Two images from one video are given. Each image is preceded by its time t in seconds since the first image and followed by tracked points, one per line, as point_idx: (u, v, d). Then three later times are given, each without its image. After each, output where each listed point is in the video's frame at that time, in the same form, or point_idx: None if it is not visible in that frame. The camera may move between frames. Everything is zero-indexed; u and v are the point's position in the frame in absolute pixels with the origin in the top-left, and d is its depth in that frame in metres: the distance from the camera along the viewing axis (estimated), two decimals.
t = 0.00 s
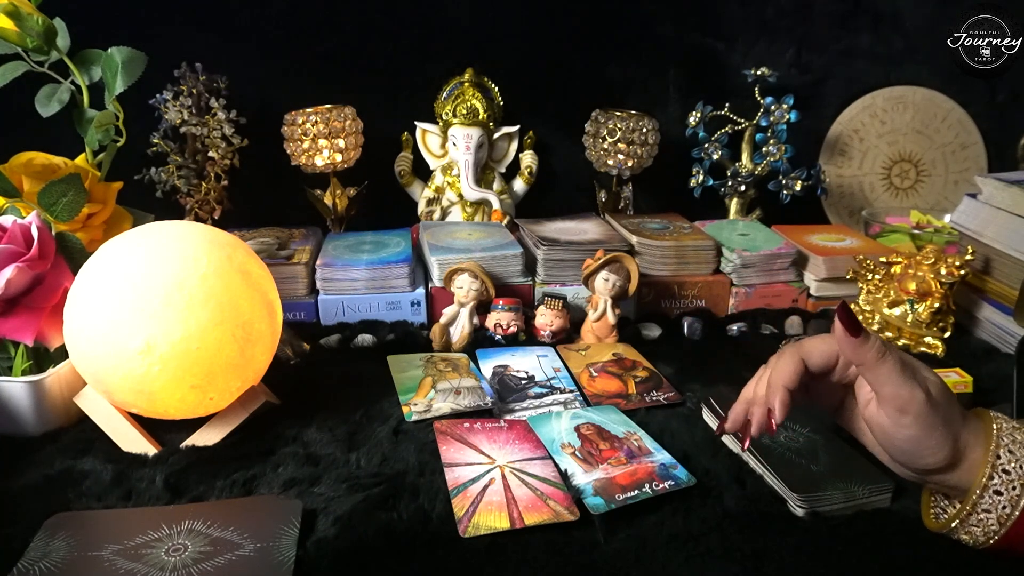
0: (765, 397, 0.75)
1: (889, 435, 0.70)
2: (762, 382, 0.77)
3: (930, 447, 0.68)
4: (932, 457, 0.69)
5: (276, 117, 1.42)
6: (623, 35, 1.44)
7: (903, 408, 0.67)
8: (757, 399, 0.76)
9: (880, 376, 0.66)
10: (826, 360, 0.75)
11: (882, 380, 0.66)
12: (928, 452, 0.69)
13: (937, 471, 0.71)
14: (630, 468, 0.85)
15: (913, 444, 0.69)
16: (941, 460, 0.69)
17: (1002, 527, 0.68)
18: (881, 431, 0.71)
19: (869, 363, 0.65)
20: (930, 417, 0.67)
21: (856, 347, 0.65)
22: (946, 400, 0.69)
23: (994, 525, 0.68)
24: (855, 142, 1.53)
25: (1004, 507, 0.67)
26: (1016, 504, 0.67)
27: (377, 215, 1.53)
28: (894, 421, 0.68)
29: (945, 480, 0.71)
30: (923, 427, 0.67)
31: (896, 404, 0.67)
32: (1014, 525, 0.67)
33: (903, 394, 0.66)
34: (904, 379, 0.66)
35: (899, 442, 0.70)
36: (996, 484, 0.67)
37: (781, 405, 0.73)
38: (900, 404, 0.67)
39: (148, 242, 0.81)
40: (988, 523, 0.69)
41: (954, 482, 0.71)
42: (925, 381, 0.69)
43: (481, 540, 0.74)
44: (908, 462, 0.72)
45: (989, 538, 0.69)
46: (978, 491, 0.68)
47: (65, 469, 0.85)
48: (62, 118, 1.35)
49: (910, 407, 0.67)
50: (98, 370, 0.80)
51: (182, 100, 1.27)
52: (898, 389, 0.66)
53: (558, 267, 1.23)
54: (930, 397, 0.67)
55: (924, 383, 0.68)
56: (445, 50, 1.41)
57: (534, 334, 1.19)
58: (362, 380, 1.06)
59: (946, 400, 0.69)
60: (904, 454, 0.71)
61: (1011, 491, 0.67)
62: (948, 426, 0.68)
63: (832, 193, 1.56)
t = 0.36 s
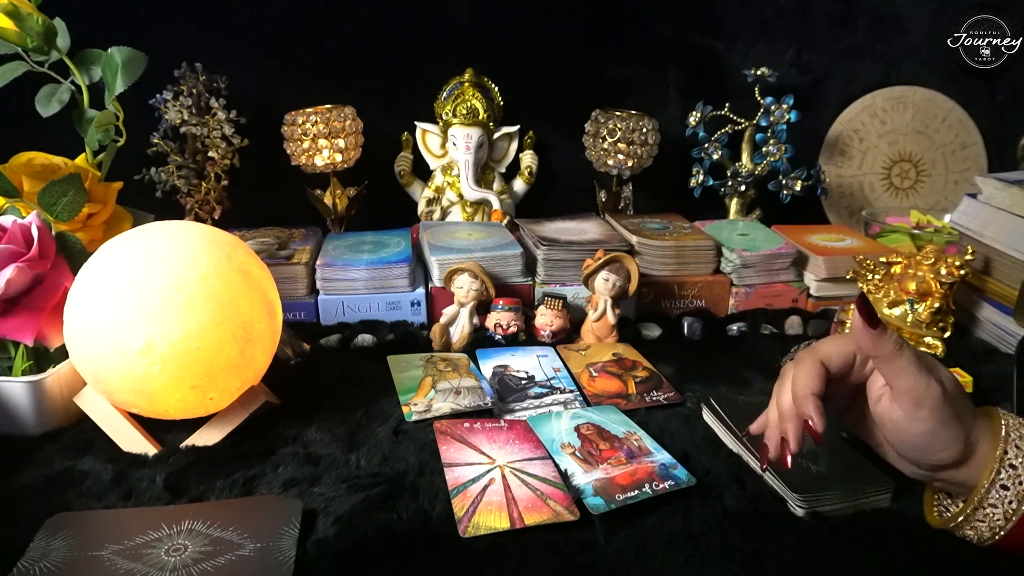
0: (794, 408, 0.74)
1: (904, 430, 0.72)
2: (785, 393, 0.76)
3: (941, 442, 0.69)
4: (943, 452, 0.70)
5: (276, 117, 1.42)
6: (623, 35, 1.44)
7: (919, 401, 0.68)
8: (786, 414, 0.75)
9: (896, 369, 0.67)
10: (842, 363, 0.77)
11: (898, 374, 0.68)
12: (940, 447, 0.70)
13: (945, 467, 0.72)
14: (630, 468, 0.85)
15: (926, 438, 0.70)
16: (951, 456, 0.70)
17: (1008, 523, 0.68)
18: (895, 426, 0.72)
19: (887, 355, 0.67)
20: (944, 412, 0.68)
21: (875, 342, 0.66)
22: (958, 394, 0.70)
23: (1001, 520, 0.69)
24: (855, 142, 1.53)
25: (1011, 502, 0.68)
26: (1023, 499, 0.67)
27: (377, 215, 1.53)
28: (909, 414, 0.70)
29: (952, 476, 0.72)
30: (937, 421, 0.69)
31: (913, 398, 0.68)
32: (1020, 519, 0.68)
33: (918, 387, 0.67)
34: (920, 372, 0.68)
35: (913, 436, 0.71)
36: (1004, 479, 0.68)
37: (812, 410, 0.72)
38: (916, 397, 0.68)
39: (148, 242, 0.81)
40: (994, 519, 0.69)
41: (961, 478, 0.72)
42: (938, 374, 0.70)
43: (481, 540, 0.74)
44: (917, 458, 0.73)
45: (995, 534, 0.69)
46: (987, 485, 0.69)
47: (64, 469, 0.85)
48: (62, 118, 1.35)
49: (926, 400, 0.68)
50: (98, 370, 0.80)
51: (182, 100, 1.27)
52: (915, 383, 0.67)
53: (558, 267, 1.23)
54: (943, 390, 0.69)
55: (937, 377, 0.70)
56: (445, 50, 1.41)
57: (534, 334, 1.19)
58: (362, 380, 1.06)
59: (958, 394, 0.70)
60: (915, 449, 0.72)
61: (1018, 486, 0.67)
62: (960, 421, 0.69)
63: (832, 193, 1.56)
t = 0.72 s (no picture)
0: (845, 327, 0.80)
1: (942, 373, 0.77)
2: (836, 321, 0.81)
3: (977, 384, 0.76)
4: (976, 399, 0.76)
5: (276, 117, 1.42)
6: (623, 35, 1.44)
7: (972, 338, 0.75)
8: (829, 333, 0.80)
9: (958, 303, 0.76)
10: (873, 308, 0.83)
11: (959, 308, 0.76)
12: (974, 390, 0.76)
13: (971, 421, 0.77)
14: (630, 468, 0.85)
15: (964, 378, 0.76)
16: (979, 407, 0.76)
17: (1007, 506, 0.73)
18: (932, 372, 0.78)
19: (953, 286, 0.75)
20: (990, 353, 0.75)
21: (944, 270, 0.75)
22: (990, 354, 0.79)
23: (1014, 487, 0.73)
24: (855, 142, 1.53)
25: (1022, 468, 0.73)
26: None
27: (377, 216, 1.53)
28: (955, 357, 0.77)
29: (970, 436, 0.77)
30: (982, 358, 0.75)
31: (964, 332, 0.76)
32: None
33: (974, 322, 0.75)
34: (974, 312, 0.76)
35: (949, 378, 0.77)
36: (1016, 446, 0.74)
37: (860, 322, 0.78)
38: (966, 333, 0.75)
39: (148, 242, 0.81)
40: (993, 500, 0.75)
41: (977, 440, 0.77)
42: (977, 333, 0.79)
43: (481, 540, 0.74)
44: (943, 409, 0.78)
45: (993, 516, 0.74)
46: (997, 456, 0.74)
47: (64, 469, 0.85)
48: (62, 118, 1.35)
49: (976, 338, 0.75)
50: (98, 370, 0.80)
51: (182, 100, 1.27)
52: (971, 317, 0.75)
53: (558, 267, 1.23)
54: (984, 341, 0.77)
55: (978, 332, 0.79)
56: (445, 50, 1.41)
57: (534, 334, 1.19)
58: (361, 380, 1.06)
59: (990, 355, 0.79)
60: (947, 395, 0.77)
61: None
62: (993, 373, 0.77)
63: (832, 193, 1.56)
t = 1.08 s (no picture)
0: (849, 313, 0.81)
1: (942, 364, 0.77)
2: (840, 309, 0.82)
3: (976, 373, 0.76)
4: (976, 389, 0.76)
5: (276, 117, 1.42)
6: (622, 35, 1.44)
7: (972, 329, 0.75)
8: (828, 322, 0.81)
9: (957, 295, 0.76)
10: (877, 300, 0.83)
11: (960, 300, 0.76)
12: (973, 380, 0.76)
13: (969, 411, 0.77)
14: (630, 468, 0.85)
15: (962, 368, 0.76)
16: (978, 397, 0.76)
17: (1005, 496, 0.74)
18: (932, 361, 0.78)
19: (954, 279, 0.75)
20: (990, 345, 0.75)
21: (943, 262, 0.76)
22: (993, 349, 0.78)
23: (1012, 477, 0.73)
24: (855, 142, 1.53)
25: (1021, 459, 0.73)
26: None
27: (376, 216, 1.53)
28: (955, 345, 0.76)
29: (968, 426, 0.77)
30: (984, 349, 0.75)
31: (966, 323, 0.76)
32: None
33: (975, 314, 0.75)
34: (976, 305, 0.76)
35: (949, 367, 0.77)
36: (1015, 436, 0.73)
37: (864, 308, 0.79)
38: (966, 324, 0.76)
39: (148, 241, 0.81)
40: (992, 491, 0.75)
41: (977, 429, 0.77)
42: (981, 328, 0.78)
43: (481, 541, 0.74)
44: (940, 399, 0.77)
45: (993, 506, 0.75)
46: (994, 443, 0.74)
47: (64, 469, 0.85)
48: (62, 118, 1.35)
49: (977, 329, 0.75)
50: (98, 370, 0.80)
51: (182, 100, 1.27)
52: (972, 308, 0.75)
53: (558, 267, 1.23)
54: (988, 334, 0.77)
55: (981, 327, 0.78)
56: (445, 50, 1.41)
57: (534, 334, 1.19)
58: (362, 380, 1.06)
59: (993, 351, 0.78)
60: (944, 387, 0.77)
61: None
62: (993, 365, 0.76)
63: (832, 193, 1.56)
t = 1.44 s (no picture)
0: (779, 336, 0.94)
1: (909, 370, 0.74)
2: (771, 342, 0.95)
3: (944, 370, 0.72)
4: (948, 387, 0.72)
5: (276, 117, 1.42)
6: (622, 35, 1.44)
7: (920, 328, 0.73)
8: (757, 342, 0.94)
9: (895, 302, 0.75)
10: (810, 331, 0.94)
11: (898, 306, 0.75)
12: (943, 376, 0.72)
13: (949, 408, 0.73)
14: (630, 468, 0.85)
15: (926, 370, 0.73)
16: (954, 393, 0.73)
17: (996, 497, 0.72)
18: (899, 369, 0.75)
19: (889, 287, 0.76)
20: (946, 340, 0.72)
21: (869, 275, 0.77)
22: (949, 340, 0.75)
23: (999, 478, 0.72)
24: (855, 142, 1.53)
25: (1006, 458, 0.71)
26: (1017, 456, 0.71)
27: (376, 215, 1.53)
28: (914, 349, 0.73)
29: (954, 426, 0.74)
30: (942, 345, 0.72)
31: (914, 326, 0.73)
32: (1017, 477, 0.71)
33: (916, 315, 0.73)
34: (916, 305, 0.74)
35: (916, 372, 0.73)
36: (999, 437, 0.71)
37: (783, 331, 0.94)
38: (915, 326, 0.73)
39: (148, 241, 0.81)
40: (982, 494, 0.73)
41: (964, 429, 0.74)
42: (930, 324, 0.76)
43: (480, 541, 0.74)
44: (918, 403, 0.74)
45: (985, 510, 0.73)
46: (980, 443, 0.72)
47: (65, 469, 0.85)
48: (62, 118, 1.35)
49: (926, 329, 0.72)
50: (99, 370, 0.80)
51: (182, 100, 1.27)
52: (916, 311, 0.73)
53: (558, 266, 1.23)
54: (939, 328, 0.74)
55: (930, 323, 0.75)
56: (445, 50, 1.41)
57: (534, 334, 1.19)
58: (362, 380, 1.06)
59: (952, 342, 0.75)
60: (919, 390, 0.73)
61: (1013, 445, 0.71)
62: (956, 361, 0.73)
63: (832, 193, 1.56)
